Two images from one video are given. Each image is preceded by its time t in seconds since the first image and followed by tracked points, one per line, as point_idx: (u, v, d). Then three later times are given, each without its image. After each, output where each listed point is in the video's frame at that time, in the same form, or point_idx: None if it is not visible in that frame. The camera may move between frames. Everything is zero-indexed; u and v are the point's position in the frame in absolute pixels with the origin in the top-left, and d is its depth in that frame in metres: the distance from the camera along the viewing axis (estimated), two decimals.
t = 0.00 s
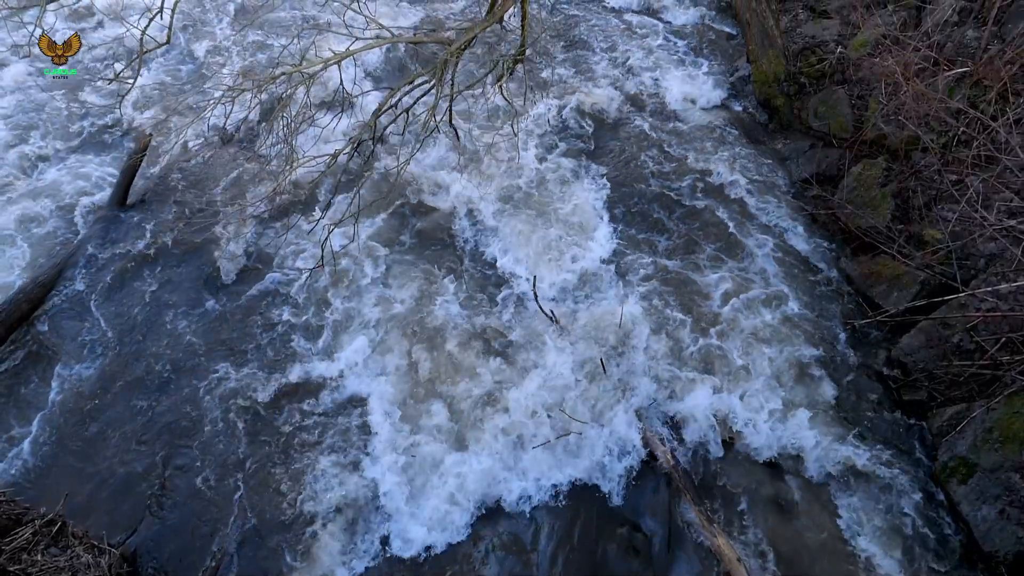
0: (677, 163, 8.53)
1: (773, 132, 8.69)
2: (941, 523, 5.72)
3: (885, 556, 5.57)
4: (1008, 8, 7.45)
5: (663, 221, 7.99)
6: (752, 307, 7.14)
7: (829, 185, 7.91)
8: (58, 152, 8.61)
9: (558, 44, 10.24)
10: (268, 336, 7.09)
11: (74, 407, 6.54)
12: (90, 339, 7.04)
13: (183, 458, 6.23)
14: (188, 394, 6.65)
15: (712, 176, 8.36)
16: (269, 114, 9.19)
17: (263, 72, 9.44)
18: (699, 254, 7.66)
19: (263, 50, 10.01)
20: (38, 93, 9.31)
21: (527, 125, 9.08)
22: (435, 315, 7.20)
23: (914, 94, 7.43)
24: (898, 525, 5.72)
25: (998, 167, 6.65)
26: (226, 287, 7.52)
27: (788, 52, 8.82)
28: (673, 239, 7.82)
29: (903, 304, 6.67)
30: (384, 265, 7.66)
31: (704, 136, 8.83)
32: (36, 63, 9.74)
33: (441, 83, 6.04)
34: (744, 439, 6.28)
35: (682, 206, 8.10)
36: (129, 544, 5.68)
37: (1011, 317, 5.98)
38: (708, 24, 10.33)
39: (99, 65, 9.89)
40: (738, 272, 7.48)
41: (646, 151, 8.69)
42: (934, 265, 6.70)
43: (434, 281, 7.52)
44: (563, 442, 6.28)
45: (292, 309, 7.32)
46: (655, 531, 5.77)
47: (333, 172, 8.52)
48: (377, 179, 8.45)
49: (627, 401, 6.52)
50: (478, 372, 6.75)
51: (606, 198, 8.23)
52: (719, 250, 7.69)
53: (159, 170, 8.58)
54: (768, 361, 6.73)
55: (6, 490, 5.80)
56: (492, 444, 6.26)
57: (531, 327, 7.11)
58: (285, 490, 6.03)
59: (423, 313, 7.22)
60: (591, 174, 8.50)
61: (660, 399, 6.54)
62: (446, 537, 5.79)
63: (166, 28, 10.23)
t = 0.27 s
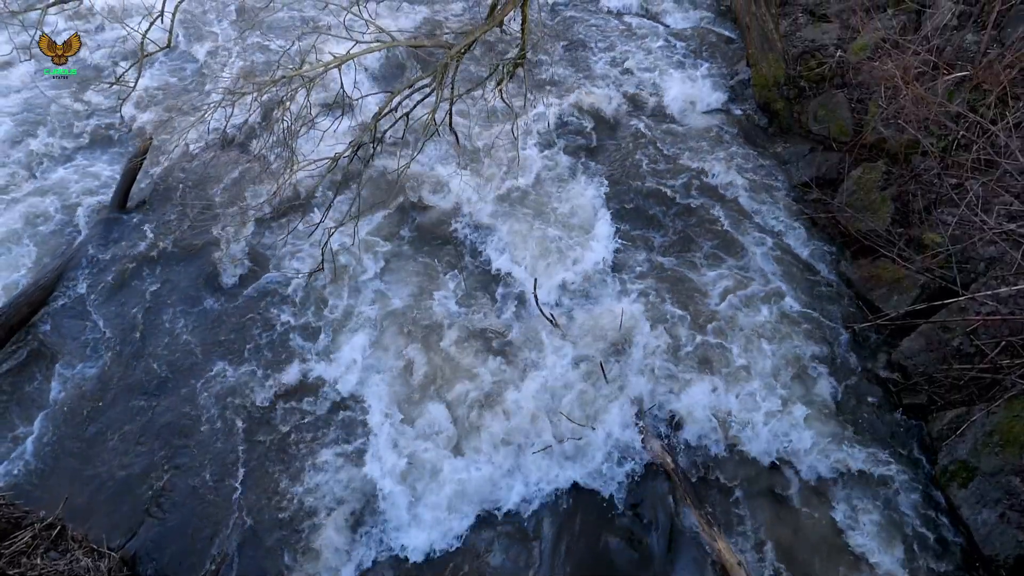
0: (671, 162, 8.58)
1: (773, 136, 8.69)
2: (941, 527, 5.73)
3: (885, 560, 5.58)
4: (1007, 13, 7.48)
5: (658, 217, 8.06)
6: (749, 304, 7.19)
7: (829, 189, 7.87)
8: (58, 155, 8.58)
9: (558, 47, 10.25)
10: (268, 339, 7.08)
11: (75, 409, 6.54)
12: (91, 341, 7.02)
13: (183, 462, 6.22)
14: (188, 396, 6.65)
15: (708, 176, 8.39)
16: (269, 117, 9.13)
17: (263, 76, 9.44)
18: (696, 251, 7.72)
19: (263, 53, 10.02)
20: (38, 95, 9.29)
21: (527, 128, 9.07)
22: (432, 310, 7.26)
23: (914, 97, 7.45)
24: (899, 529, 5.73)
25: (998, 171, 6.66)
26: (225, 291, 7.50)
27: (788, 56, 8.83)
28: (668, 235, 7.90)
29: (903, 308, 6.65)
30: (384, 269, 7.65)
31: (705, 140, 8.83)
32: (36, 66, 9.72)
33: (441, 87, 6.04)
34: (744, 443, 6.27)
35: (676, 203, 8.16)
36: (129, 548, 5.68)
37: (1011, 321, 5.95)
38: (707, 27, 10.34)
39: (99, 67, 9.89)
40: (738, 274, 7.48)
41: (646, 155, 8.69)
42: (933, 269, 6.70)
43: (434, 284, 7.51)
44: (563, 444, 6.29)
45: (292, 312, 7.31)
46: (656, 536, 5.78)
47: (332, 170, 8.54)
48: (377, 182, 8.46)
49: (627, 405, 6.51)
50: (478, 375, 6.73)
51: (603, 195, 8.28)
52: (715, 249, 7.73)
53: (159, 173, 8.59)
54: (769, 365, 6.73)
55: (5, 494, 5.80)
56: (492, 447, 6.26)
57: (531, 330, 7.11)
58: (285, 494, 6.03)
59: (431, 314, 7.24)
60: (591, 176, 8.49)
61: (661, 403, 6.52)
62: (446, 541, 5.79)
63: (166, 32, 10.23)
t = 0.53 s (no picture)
0: (665, 161, 8.66)
1: (773, 139, 8.70)
2: (941, 531, 5.72)
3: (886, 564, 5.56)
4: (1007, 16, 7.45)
5: (654, 213, 8.13)
6: (748, 303, 7.23)
7: (829, 192, 7.89)
8: (57, 158, 8.57)
9: (558, 50, 10.25)
10: (268, 342, 7.08)
11: (75, 412, 6.53)
12: (91, 344, 7.02)
13: (183, 465, 6.21)
14: (188, 399, 6.65)
15: (703, 176, 8.46)
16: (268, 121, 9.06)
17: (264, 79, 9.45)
18: (692, 249, 7.78)
19: (263, 57, 10.03)
20: (38, 97, 9.28)
21: (527, 132, 9.08)
22: (431, 305, 7.32)
23: (914, 101, 7.45)
24: (899, 533, 5.71)
25: (998, 175, 6.67)
26: (226, 294, 7.50)
27: (788, 60, 8.84)
28: (664, 231, 7.97)
29: (903, 311, 6.64)
30: (384, 271, 7.65)
31: (705, 143, 8.84)
32: (36, 67, 9.70)
33: (441, 90, 6.02)
34: (744, 447, 6.27)
35: (671, 200, 8.23)
36: (129, 551, 5.67)
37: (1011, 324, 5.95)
38: (706, 31, 10.35)
39: (100, 70, 9.89)
40: (737, 277, 7.49)
41: (646, 159, 8.69)
42: (934, 272, 6.67)
43: (433, 287, 7.50)
44: (562, 446, 6.29)
45: (292, 315, 7.30)
46: (655, 540, 5.76)
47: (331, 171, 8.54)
48: (377, 185, 8.47)
49: (627, 409, 6.49)
50: (477, 378, 6.73)
51: (602, 196, 8.31)
52: (710, 248, 7.78)
53: (160, 175, 8.59)
54: (769, 369, 6.73)
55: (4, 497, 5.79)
56: (492, 451, 6.26)
57: (531, 333, 7.10)
58: (284, 497, 6.02)
59: (432, 317, 7.22)
60: (591, 180, 8.49)
61: (661, 407, 6.52)
62: (445, 545, 5.79)
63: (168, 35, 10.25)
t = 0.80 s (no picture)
0: (666, 165, 8.66)
1: (772, 143, 8.70)
2: (942, 536, 5.70)
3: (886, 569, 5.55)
4: (1006, 20, 7.45)
5: (649, 209, 8.20)
6: (748, 306, 7.24)
7: (829, 196, 7.89)
8: (58, 162, 8.60)
9: (558, 54, 10.27)
10: (268, 346, 7.08)
11: (75, 416, 6.53)
12: (92, 348, 7.02)
13: (181, 469, 6.21)
14: (188, 402, 6.65)
15: (704, 180, 8.46)
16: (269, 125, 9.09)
17: (265, 83, 9.46)
18: (688, 245, 7.85)
19: (264, 60, 10.04)
20: (38, 100, 9.32)
21: (527, 135, 9.09)
22: (430, 300, 7.40)
23: (914, 104, 7.45)
24: (900, 538, 5.70)
25: (998, 178, 6.66)
26: (226, 298, 7.49)
27: (787, 64, 8.85)
28: (660, 228, 8.03)
29: (903, 315, 6.65)
30: (385, 275, 7.65)
31: (706, 147, 8.84)
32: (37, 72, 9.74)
33: (441, 94, 6.03)
34: (745, 452, 6.27)
35: (667, 197, 8.31)
36: (128, 555, 5.68)
37: (1011, 327, 5.94)
38: (706, 35, 10.37)
39: (101, 74, 9.91)
40: (737, 280, 7.49)
41: (646, 162, 8.71)
42: (933, 275, 6.69)
43: (433, 291, 7.50)
44: (562, 450, 6.29)
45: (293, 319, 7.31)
46: (655, 545, 5.75)
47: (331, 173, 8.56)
48: (378, 189, 8.48)
49: (628, 413, 6.49)
50: (478, 383, 6.72)
51: (602, 198, 8.33)
52: (706, 246, 7.84)
53: (161, 179, 8.60)
54: (769, 373, 6.72)
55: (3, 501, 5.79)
56: (491, 456, 6.25)
57: (532, 337, 7.10)
58: (284, 500, 6.01)
59: (432, 320, 7.22)
60: (591, 183, 8.50)
61: (662, 412, 6.54)
62: (445, 550, 5.78)
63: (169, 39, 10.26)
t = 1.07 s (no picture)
0: (666, 170, 8.68)
1: (772, 146, 8.72)
2: (943, 540, 5.70)
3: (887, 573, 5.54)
4: (1005, 24, 7.45)
5: (645, 206, 8.29)
6: (749, 310, 7.24)
7: (829, 200, 7.90)
8: (59, 166, 8.60)
9: (558, 59, 10.29)
10: (269, 351, 7.07)
11: (75, 419, 6.52)
12: (92, 351, 7.02)
13: (181, 473, 6.20)
14: (188, 405, 6.65)
15: (705, 185, 8.48)
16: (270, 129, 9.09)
17: (265, 87, 9.46)
18: (683, 242, 7.93)
19: (264, 64, 10.05)
20: (40, 105, 9.33)
21: (528, 138, 9.10)
22: (428, 295, 7.49)
23: (913, 109, 7.46)
24: (901, 542, 5.69)
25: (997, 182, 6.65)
26: (227, 302, 7.49)
27: (787, 68, 8.86)
28: (656, 225, 8.11)
29: (903, 319, 6.65)
30: (386, 280, 7.65)
31: (706, 152, 8.85)
32: (39, 77, 9.76)
33: (442, 98, 6.02)
34: (745, 457, 6.27)
35: (663, 196, 8.38)
36: (128, 559, 5.66)
37: (1011, 331, 5.93)
38: (706, 39, 10.38)
39: (101, 77, 9.92)
40: (737, 283, 7.49)
41: (646, 166, 8.72)
42: (933, 279, 6.69)
43: (435, 294, 7.51)
44: (562, 453, 6.29)
45: (293, 324, 7.30)
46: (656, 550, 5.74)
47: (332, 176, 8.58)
48: (379, 193, 8.49)
49: (629, 417, 6.49)
50: (480, 387, 6.71)
51: (602, 202, 8.35)
52: (703, 243, 7.90)
53: (161, 182, 8.61)
54: (772, 378, 6.70)
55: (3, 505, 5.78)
56: (492, 460, 6.25)
57: (533, 342, 7.09)
58: (284, 504, 6.01)
59: (433, 324, 7.24)
60: (591, 187, 8.52)
61: (663, 416, 6.54)
62: (445, 554, 5.77)
63: (170, 43, 10.27)
